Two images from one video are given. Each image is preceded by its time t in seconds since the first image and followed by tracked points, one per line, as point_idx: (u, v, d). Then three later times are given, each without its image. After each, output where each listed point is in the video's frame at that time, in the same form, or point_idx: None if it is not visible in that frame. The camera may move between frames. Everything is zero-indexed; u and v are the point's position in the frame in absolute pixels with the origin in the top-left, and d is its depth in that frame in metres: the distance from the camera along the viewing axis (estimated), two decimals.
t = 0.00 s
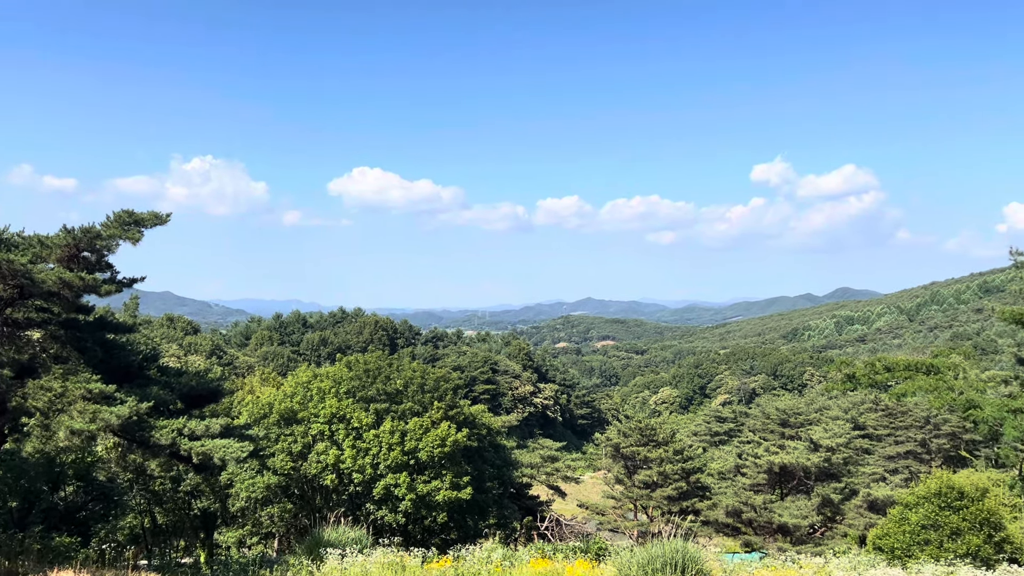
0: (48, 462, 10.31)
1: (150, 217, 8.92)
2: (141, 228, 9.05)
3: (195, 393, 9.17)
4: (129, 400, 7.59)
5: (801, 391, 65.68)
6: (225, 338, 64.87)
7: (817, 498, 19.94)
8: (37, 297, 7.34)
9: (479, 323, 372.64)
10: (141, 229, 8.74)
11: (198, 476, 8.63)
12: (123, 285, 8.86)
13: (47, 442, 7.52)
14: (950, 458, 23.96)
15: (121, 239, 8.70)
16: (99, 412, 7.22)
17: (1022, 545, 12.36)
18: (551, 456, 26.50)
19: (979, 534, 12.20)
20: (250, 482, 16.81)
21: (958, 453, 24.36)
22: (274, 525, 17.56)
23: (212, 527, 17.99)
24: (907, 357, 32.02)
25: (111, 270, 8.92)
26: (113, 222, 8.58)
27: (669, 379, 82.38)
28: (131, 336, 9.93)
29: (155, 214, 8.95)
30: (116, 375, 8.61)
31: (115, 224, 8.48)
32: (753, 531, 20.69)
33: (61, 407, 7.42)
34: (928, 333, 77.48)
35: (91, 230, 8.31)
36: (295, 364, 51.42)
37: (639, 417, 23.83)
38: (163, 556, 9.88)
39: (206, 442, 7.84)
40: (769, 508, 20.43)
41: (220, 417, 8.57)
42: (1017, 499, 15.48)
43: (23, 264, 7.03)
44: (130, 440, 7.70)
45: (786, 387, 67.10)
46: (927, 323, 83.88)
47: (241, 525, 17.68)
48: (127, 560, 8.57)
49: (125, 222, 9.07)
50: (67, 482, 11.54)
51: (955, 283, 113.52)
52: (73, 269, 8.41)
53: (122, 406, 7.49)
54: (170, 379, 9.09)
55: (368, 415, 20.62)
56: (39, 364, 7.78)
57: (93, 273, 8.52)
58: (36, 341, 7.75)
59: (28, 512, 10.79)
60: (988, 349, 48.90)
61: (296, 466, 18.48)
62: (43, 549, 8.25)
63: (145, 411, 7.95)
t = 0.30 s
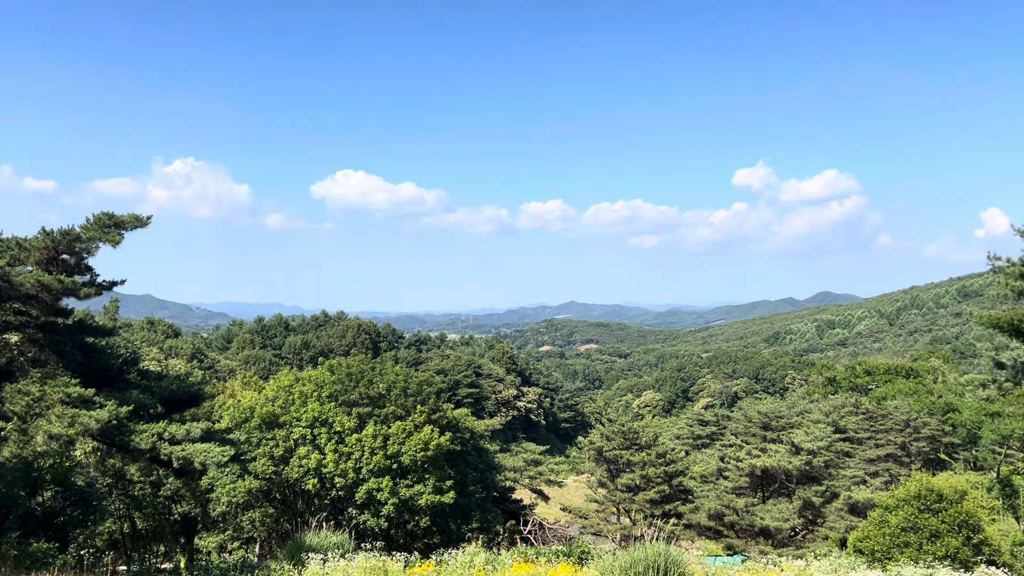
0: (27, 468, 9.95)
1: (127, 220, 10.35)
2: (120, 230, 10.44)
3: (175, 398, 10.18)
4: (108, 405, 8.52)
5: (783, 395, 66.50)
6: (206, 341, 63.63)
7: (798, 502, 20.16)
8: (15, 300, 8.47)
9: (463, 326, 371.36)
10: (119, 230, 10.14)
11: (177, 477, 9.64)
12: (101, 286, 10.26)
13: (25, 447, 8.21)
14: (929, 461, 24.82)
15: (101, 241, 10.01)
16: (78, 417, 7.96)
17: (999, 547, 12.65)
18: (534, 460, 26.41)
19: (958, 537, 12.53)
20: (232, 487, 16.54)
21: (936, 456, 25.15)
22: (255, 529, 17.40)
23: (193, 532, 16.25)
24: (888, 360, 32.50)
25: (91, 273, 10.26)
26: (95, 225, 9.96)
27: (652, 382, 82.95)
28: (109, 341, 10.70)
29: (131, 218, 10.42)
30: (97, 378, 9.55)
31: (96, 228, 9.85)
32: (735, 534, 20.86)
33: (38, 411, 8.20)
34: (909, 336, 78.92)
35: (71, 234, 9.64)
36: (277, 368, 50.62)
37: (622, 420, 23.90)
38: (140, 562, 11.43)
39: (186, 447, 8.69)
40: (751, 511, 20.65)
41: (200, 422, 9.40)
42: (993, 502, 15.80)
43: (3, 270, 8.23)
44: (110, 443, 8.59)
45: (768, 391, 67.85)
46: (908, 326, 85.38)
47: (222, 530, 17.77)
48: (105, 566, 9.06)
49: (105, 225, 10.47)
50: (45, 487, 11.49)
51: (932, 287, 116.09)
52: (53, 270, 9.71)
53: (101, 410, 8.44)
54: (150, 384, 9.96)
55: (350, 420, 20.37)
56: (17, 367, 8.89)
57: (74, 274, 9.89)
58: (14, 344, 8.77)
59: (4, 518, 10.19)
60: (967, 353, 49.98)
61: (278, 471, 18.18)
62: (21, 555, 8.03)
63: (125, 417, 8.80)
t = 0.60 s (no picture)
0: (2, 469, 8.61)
1: (109, 222, 10.17)
2: (99, 231, 10.30)
3: (155, 401, 10.09)
4: (88, 409, 8.28)
5: (764, 397, 67.28)
6: (185, 344, 62.38)
7: (779, 504, 20.37)
8: None
9: (446, 329, 370.01)
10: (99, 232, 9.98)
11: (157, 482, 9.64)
12: (81, 289, 10.11)
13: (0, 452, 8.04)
14: (908, 462, 25.28)
15: (79, 243, 9.85)
16: (56, 421, 7.84)
17: (977, 548, 12.89)
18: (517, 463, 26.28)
19: (936, 538, 12.76)
20: (213, 491, 16.18)
21: (915, 457, 25.57)
22: (236, 534, 17.13)
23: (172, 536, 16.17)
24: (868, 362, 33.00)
25: (69, 276, 9.95)
26: (74, 227, 9.80)
27: (635, 385, 83.40)
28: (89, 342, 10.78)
29: (113, 219, 10.19)
30: (75, 382, 9.53)
31: (74, 229, 9.64)
32: (716, 536, 21.07)
33: (16, 414, 8.30)
34: (889, 339, 80.46)
35: (49, 235, 9.39)
36: (258, 371, 49.81)
37: (604, 422, 23.97)
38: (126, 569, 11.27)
39: (166, 451, 8.65)
40: (732, 513, 20.86)
41: (180, 426, 9.42)
42: (971, 503, 16.11)
43: None
44: (88, 447, 8.49)
45: (750, 393, 68.57)
46: (888, 329, 87.03)
47: (202, 534, 17.45)
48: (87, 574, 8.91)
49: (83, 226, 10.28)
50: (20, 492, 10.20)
51: (908, 292, 118.66)
52: (30, 272, 9.41)
53: (80, 414, 8.18)
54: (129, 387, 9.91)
55: (332, 423, 20.05)
56: None
57: (51, 277, 9.53)
58: None
59: None
60: (945, 355, 51.05)
61: (259, 474, 17.96)
62: None
63: (104, 420, 8.72)
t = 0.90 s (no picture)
0: None
1: (87, 224, 9.86)
2: (77, 233, 10.01)
3: (133, 403, 10.38)
4: (65, 411, 8.41)
5: (744, 399, 68.16)
6: (164, 346, 61.07)
7: (760, 504, 20.59)
8: None
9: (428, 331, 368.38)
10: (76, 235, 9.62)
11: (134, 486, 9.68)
12: (59, 291, 9.89)
13: None
14: (884, 462, 25.77)
15: (56, 245, 9.51)
16: (32, 424, 7.72)
17: (954, 547, 13.19)
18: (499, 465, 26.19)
19: (914, 538, 13.00)
20: (192, 494, 15.82)
21: (893, 458, 26.00)
22: (216, 537, 16.70)
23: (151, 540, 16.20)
24: (845, 364, 33.55)
25: (45, 277, 9.69)
26: (50, 228, 9.52)
27: (617, 387, 83.97)
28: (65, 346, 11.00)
29: (92, 221, 9.88)
30: (51, 384, 9.54)
31: (51, 231, 9.34)
32: (698, 537, 21.23)
33: None
34: (869, 341, 82.07)
35: (25, 237, 9.05)
36: (239, 374, 48.96)
37: (587, 424, 24.05)
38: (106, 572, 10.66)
39: (145, 454, 8.85)
40: (714, 514, 21.05)
41: (158, 430, 9.59)
42: (948, 503, 16.49)
43: None
44: (65, 451, 8.51)
45: (731, 395, 69.42)
46: (868, 331, 88.75)
47: (181, 539, 16.69)
48: None
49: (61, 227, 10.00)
50: None
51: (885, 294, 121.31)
52: (6, 274, 9.12)
53: (58, 416, 8.35)
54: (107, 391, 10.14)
55: (313, 425, 19.77)
56: None
57: (27, 279, 9.27)
58: None
59: None
60: (921, 357, 52.25)
61: (239, 478, 17.71)
62: None
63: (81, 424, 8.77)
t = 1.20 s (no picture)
0: None
1: (63, 224, 9.95)
2: (53, 234, 10.07)
3: (110, 406, 10.49)
4: (41, 415, 8.26)
5: (724, 400, 69.00)
6: (141, 348, 59.74)
7: (740, 505, 20.79)
8: None
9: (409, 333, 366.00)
10: (48, 239, 9.58)
11: (112, 489, 9.52)
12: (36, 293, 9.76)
13: None
14: (860, 463, 26.24)
15: (32, 246, 9.60)
16: (6, 427, 7.47)
17: (930, 547, 13.58)
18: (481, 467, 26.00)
19: (892, 537, 13.27)
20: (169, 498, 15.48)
21: (871, 458, 26.62)
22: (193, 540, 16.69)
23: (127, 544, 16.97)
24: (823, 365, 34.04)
25: (24, 279, 9.43)
26: (26, 229, 9.56)
27: (598, 389, 84.42)
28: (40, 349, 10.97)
29: (67, 220, 9.95)
30: (28, 387, 9.61)
31: (28, 232, 9.39)
32: (678, 537, 21.40)
33: None
34: (845, 343, 83.77)
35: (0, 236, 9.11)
36: (218, 376, 48.05)
37: (568, 426, 24.09)
38: None
39: (122, 458, 8.70)
40: (693, 515, 21.25)
41: (137, 432, 9.45)
42: (923, 503, 16.92)
43: None
44: (41, 455, 8.41)
45: (711, 396, 70.21)
46: (845, 333, 90.55)
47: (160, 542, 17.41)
48: None
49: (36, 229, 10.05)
50: None
51: (859, 297, 123.96)
52: None
53: (33, 420, 8.21)
54: (84, 393, 10.27)
55: (294, 428, 19.41)
56: None
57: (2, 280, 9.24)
58: None
59: None
60: (897, 358, 53.42)
61: (218, 481, 17.46)
62: None
63: (56, 427, 8.66)
